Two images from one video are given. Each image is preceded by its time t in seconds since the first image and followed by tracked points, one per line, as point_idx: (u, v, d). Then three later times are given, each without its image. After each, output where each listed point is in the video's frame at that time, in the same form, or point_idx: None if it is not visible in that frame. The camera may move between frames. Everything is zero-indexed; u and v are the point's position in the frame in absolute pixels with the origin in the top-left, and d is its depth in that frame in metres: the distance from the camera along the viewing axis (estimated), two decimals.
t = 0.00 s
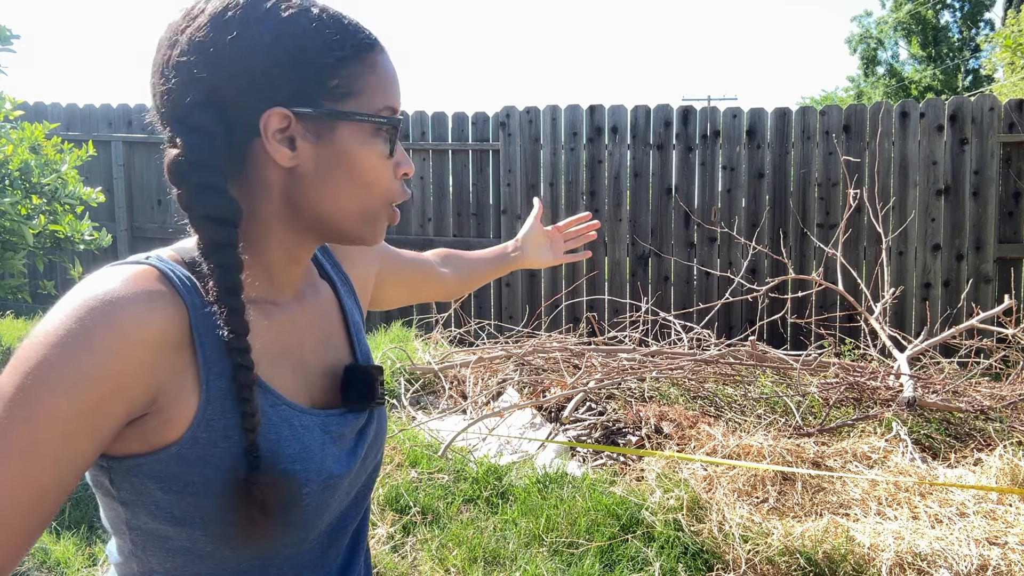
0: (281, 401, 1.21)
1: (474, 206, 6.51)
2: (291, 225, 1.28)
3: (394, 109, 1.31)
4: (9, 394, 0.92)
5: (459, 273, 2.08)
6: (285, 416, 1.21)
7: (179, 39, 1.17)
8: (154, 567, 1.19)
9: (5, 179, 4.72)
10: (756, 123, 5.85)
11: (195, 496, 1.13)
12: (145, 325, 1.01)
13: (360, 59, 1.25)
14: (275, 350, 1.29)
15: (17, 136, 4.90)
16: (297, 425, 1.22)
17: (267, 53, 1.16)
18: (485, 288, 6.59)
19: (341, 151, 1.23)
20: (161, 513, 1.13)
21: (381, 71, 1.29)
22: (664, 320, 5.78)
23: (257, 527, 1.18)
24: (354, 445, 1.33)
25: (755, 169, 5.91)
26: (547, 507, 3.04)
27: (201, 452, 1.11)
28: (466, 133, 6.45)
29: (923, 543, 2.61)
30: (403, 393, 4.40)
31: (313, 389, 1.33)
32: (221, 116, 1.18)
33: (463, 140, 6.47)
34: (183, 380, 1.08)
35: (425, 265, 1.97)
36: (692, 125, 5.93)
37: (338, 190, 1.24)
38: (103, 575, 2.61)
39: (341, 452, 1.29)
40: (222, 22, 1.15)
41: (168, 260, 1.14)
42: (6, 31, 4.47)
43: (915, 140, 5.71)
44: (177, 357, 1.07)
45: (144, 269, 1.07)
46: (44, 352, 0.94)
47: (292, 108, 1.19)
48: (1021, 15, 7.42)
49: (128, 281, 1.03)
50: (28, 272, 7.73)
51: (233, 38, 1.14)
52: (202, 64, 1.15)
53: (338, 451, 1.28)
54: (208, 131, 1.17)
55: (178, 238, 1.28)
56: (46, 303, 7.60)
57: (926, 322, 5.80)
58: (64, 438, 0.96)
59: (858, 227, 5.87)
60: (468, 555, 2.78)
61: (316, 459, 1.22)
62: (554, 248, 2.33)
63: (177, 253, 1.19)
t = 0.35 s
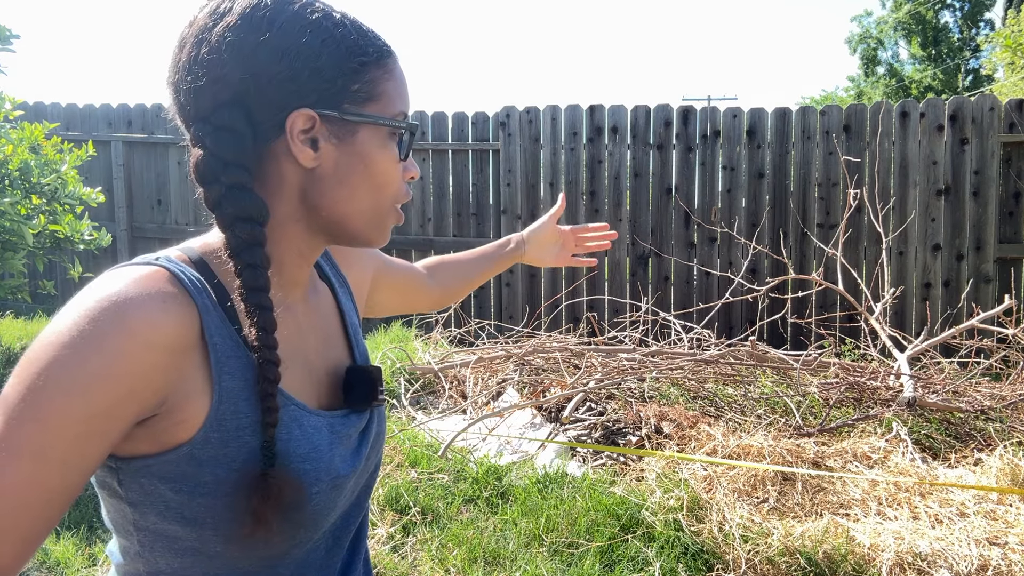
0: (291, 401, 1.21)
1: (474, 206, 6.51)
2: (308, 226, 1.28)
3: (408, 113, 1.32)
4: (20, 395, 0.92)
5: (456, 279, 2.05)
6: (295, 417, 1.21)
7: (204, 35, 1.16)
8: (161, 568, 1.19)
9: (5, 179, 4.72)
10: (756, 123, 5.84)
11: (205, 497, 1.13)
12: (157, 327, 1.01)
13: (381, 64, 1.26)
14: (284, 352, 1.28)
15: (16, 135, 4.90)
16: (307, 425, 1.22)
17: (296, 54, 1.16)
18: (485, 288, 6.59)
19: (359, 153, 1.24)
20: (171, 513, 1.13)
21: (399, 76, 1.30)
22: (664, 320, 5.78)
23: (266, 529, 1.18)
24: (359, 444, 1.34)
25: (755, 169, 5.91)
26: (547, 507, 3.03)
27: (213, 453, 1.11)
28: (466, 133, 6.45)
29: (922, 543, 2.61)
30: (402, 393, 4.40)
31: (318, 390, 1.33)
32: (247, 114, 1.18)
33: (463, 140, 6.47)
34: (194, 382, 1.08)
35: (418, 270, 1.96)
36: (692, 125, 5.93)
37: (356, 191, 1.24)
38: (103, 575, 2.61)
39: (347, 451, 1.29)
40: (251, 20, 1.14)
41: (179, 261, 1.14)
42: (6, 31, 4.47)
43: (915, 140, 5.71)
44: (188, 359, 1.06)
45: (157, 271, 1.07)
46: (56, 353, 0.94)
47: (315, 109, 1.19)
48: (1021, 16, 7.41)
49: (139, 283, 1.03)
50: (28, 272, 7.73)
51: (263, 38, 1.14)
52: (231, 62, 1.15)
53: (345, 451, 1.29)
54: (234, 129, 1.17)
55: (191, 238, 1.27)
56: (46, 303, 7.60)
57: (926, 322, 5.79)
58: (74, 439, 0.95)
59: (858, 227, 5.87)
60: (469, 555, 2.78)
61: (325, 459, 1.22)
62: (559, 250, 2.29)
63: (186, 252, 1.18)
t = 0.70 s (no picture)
0: (287, 404, 1.21)
1: (474, 206, 6.51)
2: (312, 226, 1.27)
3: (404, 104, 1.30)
4: (19, 396, 0.93)
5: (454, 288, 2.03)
6: (291, 420, 1.20)
7: (190, 43, 1.18)
8: (158, 568, 1.19)
9: (5, 179, 4.72)
10: (756, 123, 5.85)
11: (201, 498, 1.13)
12: (155, 329, 1.01)
13: (370, 55, 1.25)
14: (282, 352, 1.28)
15: (16, 136, 4.90)
16: (303, 428, 1.21)
17: (279, 52, 1.17)
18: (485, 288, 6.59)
19: (352, 147, 1.23)
20: (167, 514, 1.13)
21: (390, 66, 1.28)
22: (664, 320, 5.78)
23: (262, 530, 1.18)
24: (359, 449, 1.33)
25: (755, 169, 5.91)
26: (547, 507, 3.03)
27: (210, 453, 1.11)
28: (467, 133, 6.45)
29: (923, 543, 2.61)
30: (402, 393, 4.40)
31: (318, 391, 1.33)
32: (235, 115, 1.19)
33: (463, 140, 6.47)
34: (192, 383, 1.08)
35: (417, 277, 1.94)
36: (692, 125, 5.93)
37: (352, 186, 1.24)
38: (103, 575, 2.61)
39: (346, 455, 1.28)
40: (231, 24, 1.15)
41: (179, 262, 1.14)
42: (6, 31, 4.47)
43: (915, 140, 5.71)
44: (186, 360, 1.07)
45: (156, 272, 1.07)
46: (55, 354, 0.94)
47: (302, 106, 1.19)
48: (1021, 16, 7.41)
49: (138, 284, 1.03)
50: (28, 272, 7.73)
51: (245, 40, 1.15)
52: (214, 66, 1.16)
53: (344, 455, 1.28)
54: (223, 132, 1.18)
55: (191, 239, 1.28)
56: (46, 302, 7.60)
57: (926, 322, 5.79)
58: (73, 440, 0.96)
59: (858, 227, 5.87)
60: (468, 555, 2.78)
61: (322, 462, 1.21)
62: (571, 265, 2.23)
63: (187, 253, 1.19)
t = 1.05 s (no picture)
0: (284, 402, 1.19)
1: (474, 206, 6.51)
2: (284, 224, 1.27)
3: (359, 93, 1.24)
4: (14, 390, 0.94)
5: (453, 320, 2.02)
6: (288, 417, 1.19)
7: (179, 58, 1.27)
8: (153, 566, 1.19)
9: (5, 180, 4.73)
10: (756, 123, 5.85)
11: (194, 495, 1.13)
12: (145, 323, 1.02)
13: (317, 50, 1.21)
14: (280, 351, 1.28)
15: (16, 136, 4.90)
16: (300, 426, 1.20)
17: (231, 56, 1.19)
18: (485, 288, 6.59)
19: (289, 143, 1.21)
20: (161, 511, 1.14)
21: (348, 57, 1.23)
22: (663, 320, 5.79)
23: (256, 529, 1.17)
24: (357, 451, 1.32)
25: (755, 170, 5.91)
26: (547, 507, 3.03)
27: (203, 450, 1.11)
28: (466, 133, 6.45)
29: (922, 543, 2.61)
30: (402, 393, 4.40)
31: (315, 391, 1.32)
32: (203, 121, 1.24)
33: (463, 140, 6.47)
34: (185, 377, 1.09)
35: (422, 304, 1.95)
36: (692, 125, 5.93)
37: (297, 183, 1.23)
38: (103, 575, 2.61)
39: (343, 456, 1.27)
40: (202, 35, 1.22)
41: (171, 258, 1.15)
42: (6, 31, 4.47)
43: (915, 140, 5.71)
44: (178, 353, 1.08)
45: (147, 266, 1.08)
46: (46, 350, 0.95)
47: (238, 104, 1.20)
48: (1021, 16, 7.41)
49: (128, 279, 1.03)
50: (28, 272, 7.73)
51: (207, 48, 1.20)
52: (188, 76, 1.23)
53: (341, 456, 1.27)
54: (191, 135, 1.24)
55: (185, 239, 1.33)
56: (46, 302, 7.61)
57: (926, 322, 5.80)
58: (67, 436, 0.97)
59: (858, 227, 5.87)
60: (468, 555, 2.78)
61: (318, 462, 1.20)
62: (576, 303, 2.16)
63: (184, 250, 1.23)
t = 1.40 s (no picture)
0: (276, 397, 1.19)
1: (474, 206, 6.52)
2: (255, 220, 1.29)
3: (296, 91, 1.23)
4: (11, 381, 0.94)
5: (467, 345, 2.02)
6: (279, 413, 1.19)
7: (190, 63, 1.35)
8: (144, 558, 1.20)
9: (5, 180, 4.72)
10: (756, 123, 5.85)
11: (184, 487, 1.13)
12: (139, 311, 1.03)
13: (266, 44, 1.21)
14: (276, 347, 1.27)
15: (16, 136, 4.90)
16: (291, 422, 1.20)
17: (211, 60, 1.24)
18: (485, 288, 6.59)
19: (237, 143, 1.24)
20: (152, 503, 1.14)
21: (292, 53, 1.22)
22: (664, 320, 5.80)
23: (247, 520, 1.18)
24: (353, 451, 1.32)
25: (755, 170, 5.91)
26: (547, 507, 3.04)
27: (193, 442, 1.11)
28: (467, 133, 6.45)
29: (923, 543, 2.61)
30: (402, 393, 4.40)
31: (309, 390, 1.32)
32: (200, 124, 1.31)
33: (463, 140, 6.48)
34: (180, 366, 1.10)
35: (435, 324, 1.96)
36: (692, 125, 5.93)
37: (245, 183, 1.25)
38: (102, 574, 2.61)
39: (337, 455, 1.28)
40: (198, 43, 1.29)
41: (166, 252, 1.16)
42: (7, 31, 4.48)
43: (915, 140, 5.71)
44: (172, 343, 1.08)
45: (138, 258, 1.10)
46: (40, 340, 0.96)
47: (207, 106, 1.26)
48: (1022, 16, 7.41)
49: (122, 270, 1.05)
50: (28, 272, 7.73)
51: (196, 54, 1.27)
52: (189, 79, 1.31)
53: (334, 454, 1.27)
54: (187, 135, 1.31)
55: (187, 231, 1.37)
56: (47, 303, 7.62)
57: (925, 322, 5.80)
58: (63, 424, 0.97)
59: (858, 227, 5.88)
60: (468, 555, 2.78)
61: (308, 459, 1.21)
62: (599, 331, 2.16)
63: (186, 245, 1.25)
